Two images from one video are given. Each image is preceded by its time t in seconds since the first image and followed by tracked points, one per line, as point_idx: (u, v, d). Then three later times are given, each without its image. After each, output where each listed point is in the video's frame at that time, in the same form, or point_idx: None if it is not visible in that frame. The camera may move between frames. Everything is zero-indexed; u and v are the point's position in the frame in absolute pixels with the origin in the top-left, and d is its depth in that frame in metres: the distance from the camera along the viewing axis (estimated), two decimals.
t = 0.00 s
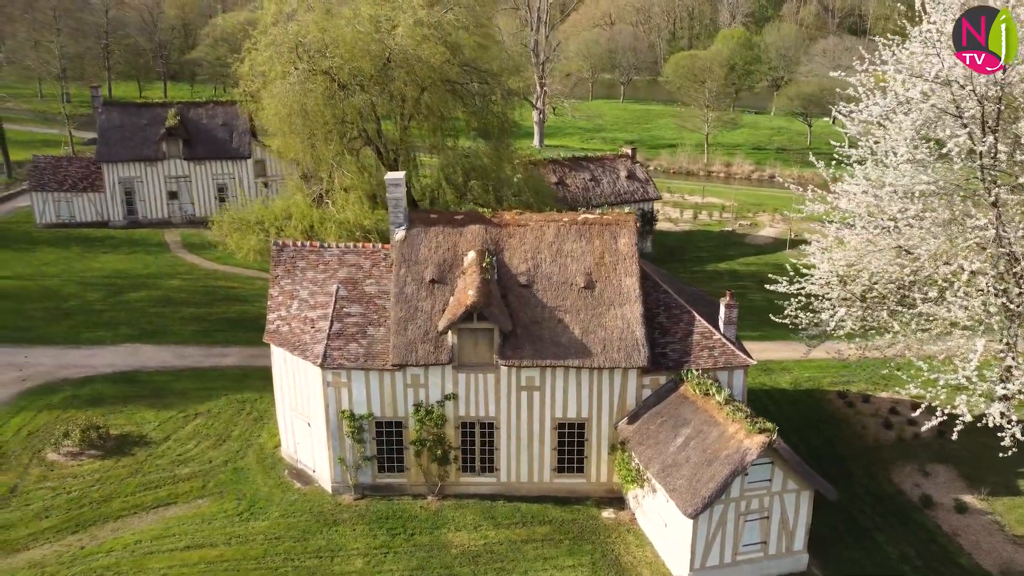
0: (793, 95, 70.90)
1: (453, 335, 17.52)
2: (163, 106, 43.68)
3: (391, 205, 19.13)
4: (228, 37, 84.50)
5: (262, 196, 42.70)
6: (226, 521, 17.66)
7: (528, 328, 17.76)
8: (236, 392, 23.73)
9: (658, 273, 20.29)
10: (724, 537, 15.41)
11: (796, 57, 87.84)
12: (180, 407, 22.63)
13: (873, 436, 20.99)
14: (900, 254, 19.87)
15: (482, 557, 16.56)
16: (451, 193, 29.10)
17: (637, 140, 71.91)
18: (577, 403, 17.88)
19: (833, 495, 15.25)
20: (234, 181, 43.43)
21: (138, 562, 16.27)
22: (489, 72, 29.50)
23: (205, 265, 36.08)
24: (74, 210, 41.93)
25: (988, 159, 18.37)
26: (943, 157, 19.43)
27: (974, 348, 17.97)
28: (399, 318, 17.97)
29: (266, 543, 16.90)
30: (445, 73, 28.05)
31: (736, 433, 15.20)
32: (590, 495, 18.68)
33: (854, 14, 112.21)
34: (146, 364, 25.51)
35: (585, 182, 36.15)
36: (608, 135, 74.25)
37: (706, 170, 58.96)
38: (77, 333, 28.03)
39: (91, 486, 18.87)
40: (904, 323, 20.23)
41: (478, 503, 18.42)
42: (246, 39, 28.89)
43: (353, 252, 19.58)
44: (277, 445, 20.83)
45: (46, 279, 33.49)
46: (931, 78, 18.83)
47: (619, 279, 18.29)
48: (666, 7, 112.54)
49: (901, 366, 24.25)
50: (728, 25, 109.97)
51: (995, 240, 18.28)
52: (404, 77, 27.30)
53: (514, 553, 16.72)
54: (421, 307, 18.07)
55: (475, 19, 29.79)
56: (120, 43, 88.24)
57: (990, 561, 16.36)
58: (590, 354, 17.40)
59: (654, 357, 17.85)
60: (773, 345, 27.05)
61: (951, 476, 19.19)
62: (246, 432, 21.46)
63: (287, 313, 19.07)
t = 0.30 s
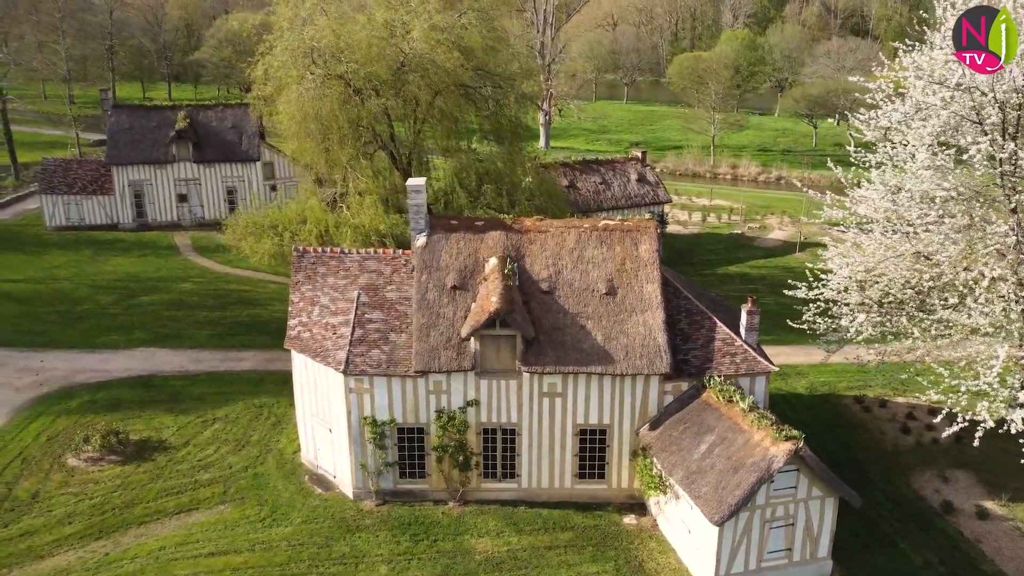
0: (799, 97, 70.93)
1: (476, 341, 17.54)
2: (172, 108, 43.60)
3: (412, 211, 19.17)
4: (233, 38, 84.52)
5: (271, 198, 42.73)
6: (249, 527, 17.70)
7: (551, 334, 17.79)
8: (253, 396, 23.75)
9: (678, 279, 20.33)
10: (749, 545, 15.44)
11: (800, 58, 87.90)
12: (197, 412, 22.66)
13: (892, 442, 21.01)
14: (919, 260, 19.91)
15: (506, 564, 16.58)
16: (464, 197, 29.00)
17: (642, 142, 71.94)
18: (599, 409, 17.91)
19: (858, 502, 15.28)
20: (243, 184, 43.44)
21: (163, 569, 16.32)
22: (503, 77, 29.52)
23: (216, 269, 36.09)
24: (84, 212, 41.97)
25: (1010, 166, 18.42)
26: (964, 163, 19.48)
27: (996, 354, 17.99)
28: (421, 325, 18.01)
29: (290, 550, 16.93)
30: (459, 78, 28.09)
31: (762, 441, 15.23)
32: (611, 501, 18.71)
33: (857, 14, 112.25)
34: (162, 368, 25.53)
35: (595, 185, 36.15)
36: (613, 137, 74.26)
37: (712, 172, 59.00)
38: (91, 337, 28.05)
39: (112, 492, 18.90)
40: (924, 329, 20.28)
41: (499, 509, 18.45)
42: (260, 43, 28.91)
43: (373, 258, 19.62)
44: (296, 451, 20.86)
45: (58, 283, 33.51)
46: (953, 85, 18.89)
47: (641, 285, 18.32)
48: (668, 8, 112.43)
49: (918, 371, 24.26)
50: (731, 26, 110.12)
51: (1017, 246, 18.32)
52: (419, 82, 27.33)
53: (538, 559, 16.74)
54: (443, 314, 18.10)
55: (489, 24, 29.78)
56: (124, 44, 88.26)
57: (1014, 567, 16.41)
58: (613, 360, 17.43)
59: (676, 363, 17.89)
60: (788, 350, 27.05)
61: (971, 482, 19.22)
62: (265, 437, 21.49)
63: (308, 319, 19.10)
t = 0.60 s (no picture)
0: (804, 98, 70.92)
1: (496, 344, 17.56)
2: (181, 109, 43.58)
3: (431, 214, 19.20)
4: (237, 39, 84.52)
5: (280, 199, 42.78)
6: (270, 530, 17.72)
7: (571, 337, 17.81)
8: (269, 399, 23.76)
9: (695, 282, 20.36)
10: (772, 548, 15.47)
11: (804, 59, 87.91)
12: (213, 415, 22.68)
13: (908, 444, 21.02)
14: (937, 263, 19.94)
15: (528, 567, 16.61)
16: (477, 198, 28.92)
17: (647, 142, 71.95)
18: (619, 412, 17.94)
19: (882, 506, 15.31)
20: (251, 185, 43.49)
21: (186, 571, 16.34)
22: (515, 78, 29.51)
23: (226, 270, 36.10)
24: (93, 214, 41.98)
25: None
26: (982, 167, 19.50)
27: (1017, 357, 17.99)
28: (441, 328, 18.03)
29: (312, 553, 16.96)
30: (472, 80, 28.09)
31: (785, 444, 15.26)
32: (630, 504, 18.73)
33: (860, 15, 112.28)
34: (176, 371, 25.53)
35: (605, 187, 36.12)
36: (618, 138, 74.27)
37: (718, 173, 59.01)
38: (104, 339, 28.05)
39: (132, 495, 18.92)
40: (942, 331, 20.31)
41: (519, 512, 18.47)
42: (272, 46, 28.90)
43: (392, 261, 19.65)
44: (313, 454, 20.87)
45: (69, 285, 33.52)
46: (973, 89, 18.93)
47: (661, 288, 18.35)
48: (671, 8, 112.47)
49: (933, 374, 24.25)
50: (734, 27, 110.24)
51: None
52: (432, 84, 27.33)
53: (560, 563, 16.75)
54: (463, 317, 18.12)
55: (501, 26, 29.75)
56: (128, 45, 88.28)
57: None
58: (633, 364, 17.45)
59: (696, 367, 17.92)
60: (800, 351, 27.03)
61: (989, 484, 19.25)
62: (282, 440, 21.50)
63: (327, 322, 19.12)
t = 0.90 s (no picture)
0: (808, 98, 71.00)
1: (517, 345, 17.56)
2: (189, 109, 43.59)
3: (449, 215, 19.21)
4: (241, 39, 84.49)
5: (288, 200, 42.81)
6: (290, 531, 17.72)
7: (591, 338, 17.81)
8: (283, 399, 23.72)
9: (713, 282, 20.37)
10: (794, 549, 15.48)
11: (808, 59, 87.92)
12: (229, 415, 22.66)
13: (925, 445, 21.01)
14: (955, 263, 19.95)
15: (549, 567, 16.60)
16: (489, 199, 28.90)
17: (652, 142, 71.93)
18: (639, 412, 17.94)
19: (904, 506, 15.32)
20: (259, 185, 43.50)
21: (207, 572, 16.35)
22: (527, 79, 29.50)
23: (236, 271, 36.09)
24: (101, 214, 41.97)
25: None
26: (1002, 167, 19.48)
27: None
28: (460, 328, 18.05)
29: (333, 553, 16.97)
30: (485, 80, 28.08)
31: (809, 444, 15.26)
32: (649, 504, 18.74)
33: (862, 15, 112.40)
34: (190, 371, 25.51)
35: (615, 187, 36.11)
36: (622, 138, 74.28)
37: (724, 173, 59.00)
38: (116, 339, 28.01)
39: (150, 495, 18.92)
40: (960, 331, 20.32)
41: (538, 512, 18.47)
42: (284, 46, 28.89)
43: (410, 261, 19.66)
44: (331, 454, 20.87)
45: (79, 285, 33.50)
46: (992, 89, 18.93)
47: (680, 288, 18.36)
48: (673, 8, 112.63)
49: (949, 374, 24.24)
50: (737, 28, 110.35)
51: None
52: (446, 84, 27.34)
53: (581, 563, 16.74)
54: (483, 317, 18.12)
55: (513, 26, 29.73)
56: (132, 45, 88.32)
57: None
58: (654, 364, 17.46)
59: (716, 367, 17.92)
60: (813, 351, 27.03)
61: (1007, 485, 19.24)
62: (298, 440, 21.49)
63: (346, 323, 19.13)
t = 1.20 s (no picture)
0: (813, 97, 71.02)
1: (537, 344, 17.54)
2: (197, 109, 43.59)
3: (468, 214, 19.21)
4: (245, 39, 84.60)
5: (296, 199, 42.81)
6: (311, 530, 17.71)
7: (611, 337, 17.80)
8: (298, 397, 23.68)
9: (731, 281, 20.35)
10: (818, 547, 15.46)
11: (812, 59, 87.84)
12: (245, 413, 22.64)
13: (942, 444, 20.99)
14: (973, 263, 19.96)
15: (571, 566, 16.57)
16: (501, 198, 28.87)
17: (657, 142, 71.91)
18: (659, 411, 17.92)
19: (928, 505, 15.31)
20: (268, 185, 43.50)
21: (228, 571, 16.33)
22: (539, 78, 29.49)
23: (246, 270, 36.07)
24: (110, 213, 41.96)
25: None
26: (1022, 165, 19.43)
27: None
28: (480, 327, 18.03)
29: (354, 552, 16.95)
30: (498, 80, 28.07)
31: (832, 443, 15.24)
32: (668, 503, 18.72)
33: (865, 14, 112.30)
34: (204, 370, 25.50)
35: (625, 186, 36.08)
36: (627, 138, 74.31)
37: (730, 173, 58.97)
38: (128, 339, 27.99)
39: (169, 494, 18.91)
40: (978, 330, 20.31)
41: (558, 511, 18.44)
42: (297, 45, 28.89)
43: (428, 260, 19.66)
44: (348, 453, 20.85)
45: (89, 284, 33.49)
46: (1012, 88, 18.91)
47: (700, 287, 18.35)
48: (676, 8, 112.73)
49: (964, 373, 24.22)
50: (740, 28, 110.40)
51: None
52: (459, 83, 27.34)
53: (603, 561, 16.72)
54: (502, 316, 18.11)
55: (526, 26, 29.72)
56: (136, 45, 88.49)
57: None
58: (674, 363, 17.45)
59: (736, 365, 17.91)
60: (828, 350, 26.98)
61: None
62: (315, 439, 21.46)
63: (364, 321, 19.11)
